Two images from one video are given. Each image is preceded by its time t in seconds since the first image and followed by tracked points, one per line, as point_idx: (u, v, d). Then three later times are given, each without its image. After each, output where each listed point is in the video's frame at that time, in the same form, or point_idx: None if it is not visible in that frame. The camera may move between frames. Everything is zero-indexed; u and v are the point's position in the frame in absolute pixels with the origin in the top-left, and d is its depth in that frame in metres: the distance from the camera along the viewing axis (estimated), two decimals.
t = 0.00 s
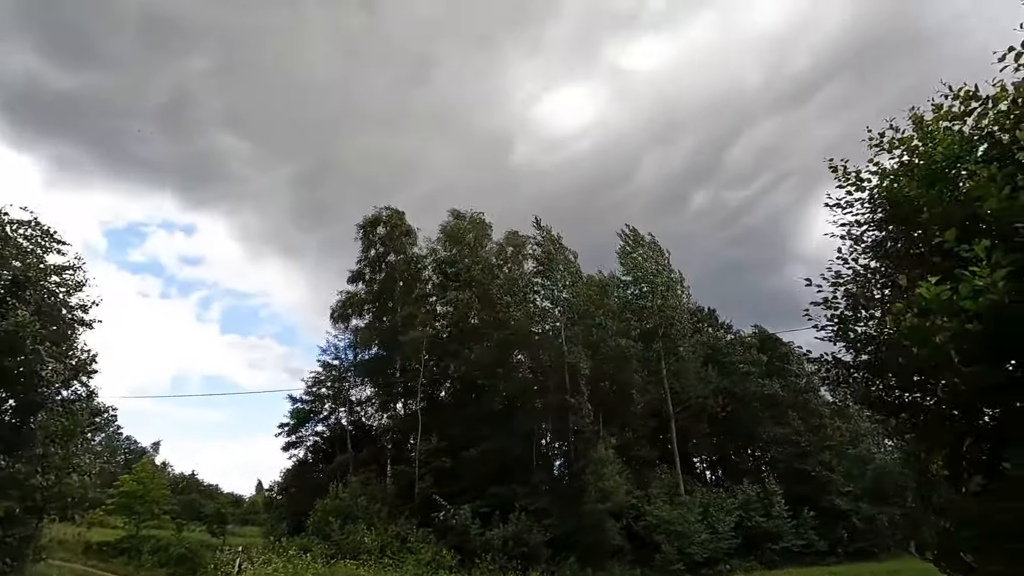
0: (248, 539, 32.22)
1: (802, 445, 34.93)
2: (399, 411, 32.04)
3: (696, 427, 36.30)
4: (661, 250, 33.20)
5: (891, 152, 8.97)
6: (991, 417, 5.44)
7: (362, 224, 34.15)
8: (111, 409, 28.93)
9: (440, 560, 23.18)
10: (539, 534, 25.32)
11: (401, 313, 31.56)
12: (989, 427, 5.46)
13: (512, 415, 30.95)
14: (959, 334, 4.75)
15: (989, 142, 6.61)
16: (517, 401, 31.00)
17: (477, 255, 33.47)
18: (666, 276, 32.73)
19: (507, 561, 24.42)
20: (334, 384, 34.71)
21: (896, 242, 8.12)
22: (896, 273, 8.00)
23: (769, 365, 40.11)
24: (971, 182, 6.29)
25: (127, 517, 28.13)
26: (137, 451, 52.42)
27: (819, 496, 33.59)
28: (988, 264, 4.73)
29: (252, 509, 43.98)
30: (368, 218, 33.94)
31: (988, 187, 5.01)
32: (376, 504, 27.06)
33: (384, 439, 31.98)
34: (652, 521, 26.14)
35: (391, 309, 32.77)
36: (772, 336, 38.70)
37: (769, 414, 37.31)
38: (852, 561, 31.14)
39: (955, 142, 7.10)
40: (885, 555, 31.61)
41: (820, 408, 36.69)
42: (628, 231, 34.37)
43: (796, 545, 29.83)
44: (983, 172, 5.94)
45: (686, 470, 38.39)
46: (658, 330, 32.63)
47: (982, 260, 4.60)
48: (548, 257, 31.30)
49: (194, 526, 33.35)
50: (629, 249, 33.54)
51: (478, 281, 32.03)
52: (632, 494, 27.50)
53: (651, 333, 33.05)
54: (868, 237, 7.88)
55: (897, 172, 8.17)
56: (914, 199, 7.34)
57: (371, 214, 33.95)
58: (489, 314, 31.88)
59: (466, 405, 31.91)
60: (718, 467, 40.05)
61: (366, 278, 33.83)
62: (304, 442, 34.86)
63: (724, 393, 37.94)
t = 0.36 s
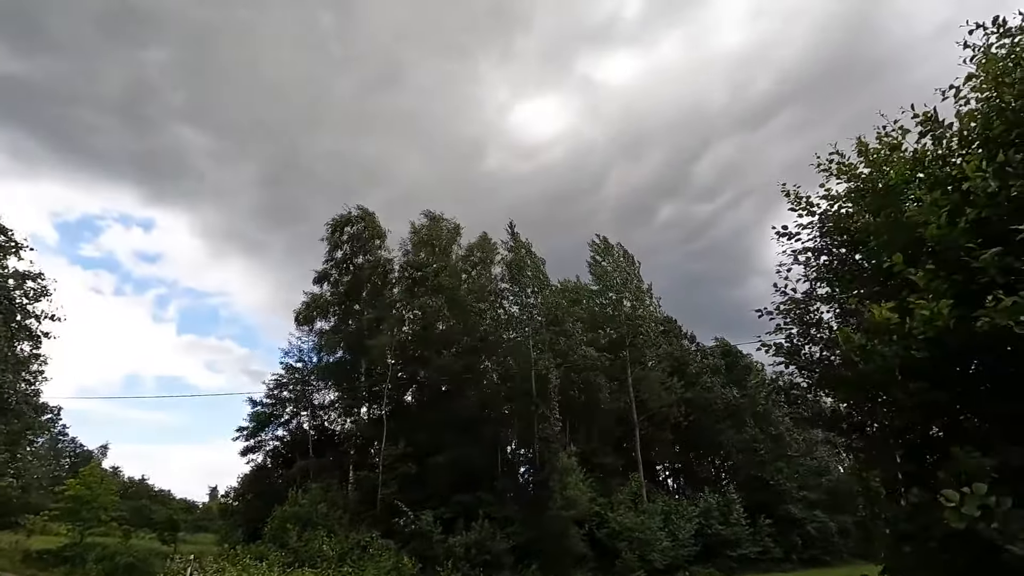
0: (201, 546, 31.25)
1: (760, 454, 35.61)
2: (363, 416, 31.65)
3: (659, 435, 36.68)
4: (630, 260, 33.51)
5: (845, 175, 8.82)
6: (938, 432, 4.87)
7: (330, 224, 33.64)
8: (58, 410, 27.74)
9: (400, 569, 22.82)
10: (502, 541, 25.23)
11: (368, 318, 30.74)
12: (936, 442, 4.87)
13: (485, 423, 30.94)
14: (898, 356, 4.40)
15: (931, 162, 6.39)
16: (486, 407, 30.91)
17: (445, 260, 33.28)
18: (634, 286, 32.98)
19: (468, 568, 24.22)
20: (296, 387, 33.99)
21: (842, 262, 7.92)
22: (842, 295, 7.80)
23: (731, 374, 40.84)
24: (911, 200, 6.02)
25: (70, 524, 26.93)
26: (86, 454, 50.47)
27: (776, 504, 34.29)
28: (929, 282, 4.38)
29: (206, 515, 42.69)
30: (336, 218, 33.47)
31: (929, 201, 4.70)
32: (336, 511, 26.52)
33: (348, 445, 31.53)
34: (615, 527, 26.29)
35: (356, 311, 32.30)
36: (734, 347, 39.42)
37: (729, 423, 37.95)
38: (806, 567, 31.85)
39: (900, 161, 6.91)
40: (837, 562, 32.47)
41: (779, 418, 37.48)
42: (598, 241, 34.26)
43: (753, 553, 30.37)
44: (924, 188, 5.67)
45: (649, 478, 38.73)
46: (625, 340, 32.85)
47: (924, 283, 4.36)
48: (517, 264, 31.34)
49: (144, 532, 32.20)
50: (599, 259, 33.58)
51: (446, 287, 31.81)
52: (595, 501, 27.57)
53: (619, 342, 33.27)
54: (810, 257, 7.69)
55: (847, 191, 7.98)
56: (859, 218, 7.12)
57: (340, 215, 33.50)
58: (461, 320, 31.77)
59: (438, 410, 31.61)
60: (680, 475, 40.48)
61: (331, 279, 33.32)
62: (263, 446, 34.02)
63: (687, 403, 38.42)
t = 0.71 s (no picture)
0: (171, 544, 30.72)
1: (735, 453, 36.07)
2: (340, 413, 31.40)
3: (637, 435, 36.94)
4: (612, 259, 33.58)
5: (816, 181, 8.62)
6: (906, 433, 4.83)
7: (310, 217, 33.22)
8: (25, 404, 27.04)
9: (376, 567, 22.64)
10: (479, 540, 25.27)
11: (347, 313, 30.37)
12: (904, 444, 4.84)
13: (465, 423, 30.60)
14: (866, 355, 4.28)
15: (906, 174, 6.23)
16: (464, 404, 30.85)
17: (426, 256, 33.08)
18: (617, 286, 33.04)
19: (445, 566, 24.15)
20: (272, 383, 33.53)
21: (814, 272, 7.75)
22: (812, 305, 7.70)
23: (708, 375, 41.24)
24: (883, 211, 5.87)
25: (36, 520, 26.30)
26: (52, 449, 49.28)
27: (749, 503, 34.79)
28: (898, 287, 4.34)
29: (178, 512, 41.99)
30: (317, 212, 33.10)
31: (900, 210, 4.69)
32: (312, 509, 26.25)
33: (325, 441, 31.17)
34: (592, 525, 26.43)
35: (335, 306, 31.95)
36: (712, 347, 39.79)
37: (705, 422, 38.37)
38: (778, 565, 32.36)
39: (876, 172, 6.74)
40: (807, 559, 33.06)
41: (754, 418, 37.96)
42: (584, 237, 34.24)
43: (726, 551, 30.77)
44: (898, 198, 5.54)
45: (627, 477, 39.15)
46: (606, 339, 32.95)
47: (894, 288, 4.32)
48: (500, 262, 31.18)
49: (113, 529, 31.58)
50: (582, 256, 33.62)
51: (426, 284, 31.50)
52: (572, 499, 27.65)
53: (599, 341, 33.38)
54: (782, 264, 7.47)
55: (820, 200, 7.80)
56: (832, 228, 6.96)
57: (321, 208, 33.13)
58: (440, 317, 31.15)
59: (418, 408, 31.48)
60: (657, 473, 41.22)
61: (310, 274, 32.98)
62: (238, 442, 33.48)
63: (665, 404, 38.67)
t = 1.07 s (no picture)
0: (175, 534, 31.00)
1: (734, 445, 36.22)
2: (343, 405, 31.72)
3: (638, 428, 37.11)
4: (616, 252, 33.47)
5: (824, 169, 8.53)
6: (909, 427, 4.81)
7: (313, 210, 33.17)
8: (30, 395, 27.20)
9: (378, 557, 22.76)
10: (479, 531, 25.42)
11: (349, 306, 30.41)
12: (906, 437, 4.78)
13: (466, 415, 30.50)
14: (858, 342, 4.29)
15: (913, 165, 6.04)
16: (468, 397, 30.45)
17: (428, 249, 33.11)
18: (621, 279, 32.96)
19: (446, 557, 24.30)
20: (275, 375, 33.67)
21: (819, 266, 7.77)
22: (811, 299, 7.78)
23: (710, 368, 41.32)
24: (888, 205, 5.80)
25: (42, 510, 26.59)
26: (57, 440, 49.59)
27: (747, 495, 34.98)
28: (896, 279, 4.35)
29: (182, 502, 42.30)
30: (320, 204, 33.03)
31: (906, 201, 4.65)
32: (314, 500, 26.38)
33: (327, 433, 31.41)
34: (593, 517, 26.53)
35: (338, 299, 31.97)
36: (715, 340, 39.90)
37: (705, 415, 38.48)
38: (777, 557, 32.58)
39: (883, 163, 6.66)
40: (806, 552, 33.30)
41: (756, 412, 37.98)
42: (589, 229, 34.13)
43: (726, 543, 30.97)
44: (905, 188, 5.47)
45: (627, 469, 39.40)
46: (608, 332, 33.00)
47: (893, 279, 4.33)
48: (504, 257, 31.10)
49: (118, 519, 31.86)
50: (586, 248, 33.52)
51: (428, 276, 31.63)
52: (573, 492, 27.74)
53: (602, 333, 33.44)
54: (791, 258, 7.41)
55: (827, 190, 7.70)
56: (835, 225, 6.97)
57: (325, 200, 33.10)
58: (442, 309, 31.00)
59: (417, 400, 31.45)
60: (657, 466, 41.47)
61: (313, 267, 33.15)
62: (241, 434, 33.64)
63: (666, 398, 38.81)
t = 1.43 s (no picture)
0: (206, 521, 31.85)
1: (757, 434, 36.04)
2: (366, 394, 31.91)
3: (660, 418, 37.03)
4: (638, 241, 33.13)
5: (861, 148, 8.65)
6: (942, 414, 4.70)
7: (334, 204, 33.42)
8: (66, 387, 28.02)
9: (403, 544, 23.10)
10: (501, 519, 25.65)
11: (371, 298, 30.63)
12: (937, 426, 4.62)
13: (483, 402, 30.87)
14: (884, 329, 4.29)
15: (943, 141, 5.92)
16: (487, 385, 31.14)
17: (448, 241, 33.28)
18: (644, 267, 32.65)
19: (470, 544, 24.59)
20: (300, 365, 34.25)
21: (852, 254, 7.84)
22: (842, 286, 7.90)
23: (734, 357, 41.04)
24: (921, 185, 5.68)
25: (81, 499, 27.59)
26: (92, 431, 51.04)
27: (771, 485, 34.81)
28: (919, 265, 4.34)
29: (212, 490, 43.34)
30: (342, 198, 33.27)
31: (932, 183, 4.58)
32: (339, 487, 26.83)
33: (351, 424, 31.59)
34: (615, 506, 26.59)
35: (360, 291, 32.24)
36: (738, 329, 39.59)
37: (728, 404, 38.27)
38: (802, 547, 32.44)
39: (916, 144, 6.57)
40: (831, 541, 33.13)
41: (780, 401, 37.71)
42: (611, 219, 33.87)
43: (750, 532, 30.91)
44: (940, 169, 5.33)
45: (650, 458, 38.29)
46: (629, 321, 32.94)
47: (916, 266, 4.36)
48: (527, 245, 31.70)
49: (152, 507, 32.78)
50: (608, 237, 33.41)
51: (447, 267, 32.00)
52: (595, 480, 27.83)
53: (623, 322, 33.38)
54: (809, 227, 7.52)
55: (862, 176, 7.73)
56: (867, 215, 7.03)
57: (346, 195, 33.32)
58: (463, 300, 31.00)
59: (434, 389, 31.31)
60: (680, 455, 40.52)
61: (336, 260, 33.42)
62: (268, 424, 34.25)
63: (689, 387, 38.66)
